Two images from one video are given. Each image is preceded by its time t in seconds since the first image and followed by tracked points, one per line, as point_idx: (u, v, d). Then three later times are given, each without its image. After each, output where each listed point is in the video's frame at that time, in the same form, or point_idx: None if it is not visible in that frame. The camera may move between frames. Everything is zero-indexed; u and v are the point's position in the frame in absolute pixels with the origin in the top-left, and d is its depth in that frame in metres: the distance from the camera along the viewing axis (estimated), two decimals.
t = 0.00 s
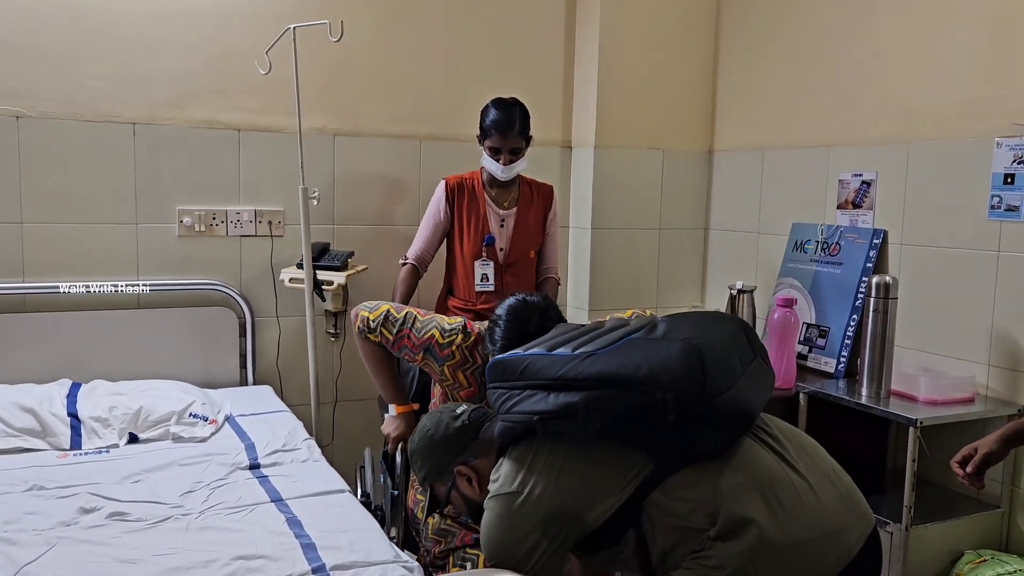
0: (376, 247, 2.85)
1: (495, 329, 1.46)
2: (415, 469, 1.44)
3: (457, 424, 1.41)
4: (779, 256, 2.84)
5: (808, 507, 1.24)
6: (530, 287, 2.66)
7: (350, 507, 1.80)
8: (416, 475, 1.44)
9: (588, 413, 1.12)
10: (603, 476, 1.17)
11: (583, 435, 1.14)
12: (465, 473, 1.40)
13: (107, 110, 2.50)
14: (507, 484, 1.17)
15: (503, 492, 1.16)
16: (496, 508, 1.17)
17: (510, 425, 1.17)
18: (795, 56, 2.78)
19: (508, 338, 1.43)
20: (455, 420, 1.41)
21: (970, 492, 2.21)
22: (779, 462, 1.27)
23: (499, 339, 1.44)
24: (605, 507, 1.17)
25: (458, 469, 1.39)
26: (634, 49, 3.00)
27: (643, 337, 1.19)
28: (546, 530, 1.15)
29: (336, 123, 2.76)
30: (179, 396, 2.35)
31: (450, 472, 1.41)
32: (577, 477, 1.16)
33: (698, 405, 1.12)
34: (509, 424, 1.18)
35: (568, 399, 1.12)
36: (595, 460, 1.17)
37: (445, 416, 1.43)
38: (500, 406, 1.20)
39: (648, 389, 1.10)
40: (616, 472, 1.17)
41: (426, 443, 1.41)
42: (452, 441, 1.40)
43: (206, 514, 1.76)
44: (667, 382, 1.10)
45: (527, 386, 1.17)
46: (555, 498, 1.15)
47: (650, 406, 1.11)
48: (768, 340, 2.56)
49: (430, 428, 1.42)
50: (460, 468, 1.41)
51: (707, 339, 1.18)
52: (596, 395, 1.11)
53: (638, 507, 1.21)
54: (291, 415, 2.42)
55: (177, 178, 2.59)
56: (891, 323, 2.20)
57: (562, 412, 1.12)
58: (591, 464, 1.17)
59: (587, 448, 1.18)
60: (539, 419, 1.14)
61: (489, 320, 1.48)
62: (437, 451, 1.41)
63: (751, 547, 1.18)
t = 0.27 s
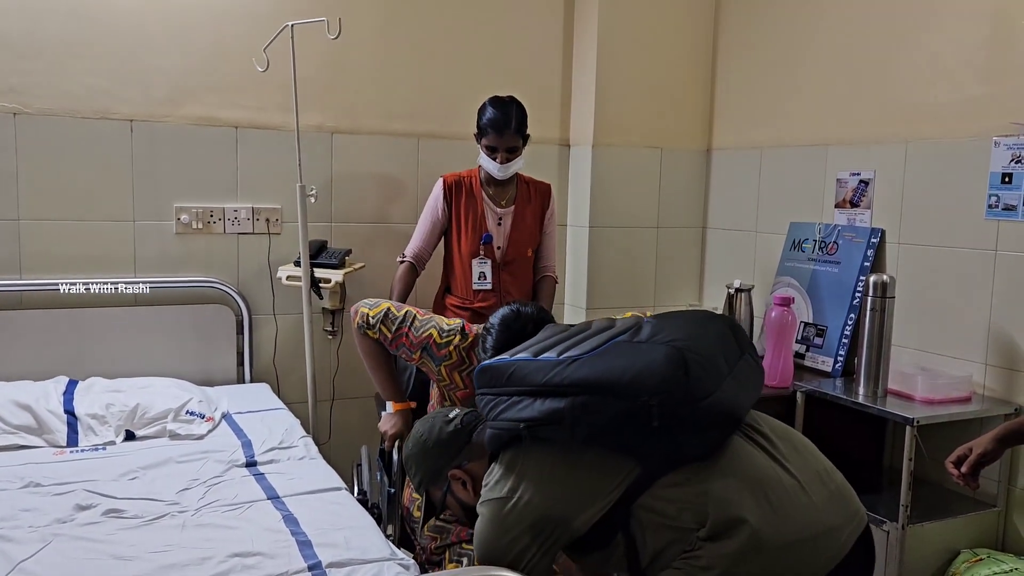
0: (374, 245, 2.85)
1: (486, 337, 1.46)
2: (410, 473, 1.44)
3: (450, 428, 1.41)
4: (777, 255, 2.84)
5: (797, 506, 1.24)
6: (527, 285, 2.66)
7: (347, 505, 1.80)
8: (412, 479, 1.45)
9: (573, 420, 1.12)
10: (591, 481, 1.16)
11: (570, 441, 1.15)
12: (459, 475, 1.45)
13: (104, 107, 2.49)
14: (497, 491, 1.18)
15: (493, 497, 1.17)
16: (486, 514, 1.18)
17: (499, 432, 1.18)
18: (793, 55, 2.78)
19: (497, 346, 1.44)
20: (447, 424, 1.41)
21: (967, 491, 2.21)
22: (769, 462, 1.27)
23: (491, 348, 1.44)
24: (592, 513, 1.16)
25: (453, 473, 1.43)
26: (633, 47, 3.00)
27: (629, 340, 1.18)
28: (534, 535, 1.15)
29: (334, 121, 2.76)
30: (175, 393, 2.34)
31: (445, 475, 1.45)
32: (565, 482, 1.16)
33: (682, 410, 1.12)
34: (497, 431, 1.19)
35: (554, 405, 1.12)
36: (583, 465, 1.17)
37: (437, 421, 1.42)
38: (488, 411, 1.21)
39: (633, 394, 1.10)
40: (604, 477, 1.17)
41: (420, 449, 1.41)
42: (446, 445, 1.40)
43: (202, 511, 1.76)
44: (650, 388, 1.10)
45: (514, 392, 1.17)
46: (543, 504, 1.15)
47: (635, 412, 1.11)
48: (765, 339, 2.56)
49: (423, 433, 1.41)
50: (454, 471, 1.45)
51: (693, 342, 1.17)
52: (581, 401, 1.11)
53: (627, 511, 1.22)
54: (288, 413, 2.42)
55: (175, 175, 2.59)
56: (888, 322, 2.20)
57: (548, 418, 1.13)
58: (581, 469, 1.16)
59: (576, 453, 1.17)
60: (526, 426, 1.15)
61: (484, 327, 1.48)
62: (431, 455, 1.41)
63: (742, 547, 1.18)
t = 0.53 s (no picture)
0: (372, 242, 2.85)
1: (486, 340, 1.46)
2: (410, 476, 1.42)
3: (446, 428, 1.38)
4: (776, 253, 2.84)
5: (787, 504, 1.24)
6: (526, 283, 2.66)
7: (345, 501, 1.80)
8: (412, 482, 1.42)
9: (561, 425, 1.11)
10: (582, 484, 1.15)
11: (560, 445, 1.14)
12: (457, 476, 1.47)
13: (102, 102, 2.49)
14: (488, 492, 1.19)
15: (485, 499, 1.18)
16: (478, 515, 1.18)
17: (490, 437, 1.18)
18: (792, 52, 2.78)
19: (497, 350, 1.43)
20: (444, 424, 1.39)
21: (965, 489, 2.21)
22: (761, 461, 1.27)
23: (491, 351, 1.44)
24: (582, 515, 1.15)
25: (450, 473, 1.45)
26: (632, 45, 2.99)
27: (619, 341, 1.17)
28: (524, 536, 1.16)
29: (334, 117, 2.76)
30: (174, 389, 2.34)
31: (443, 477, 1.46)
32: (555, 485, 1.16)
33: (670, 414, 1.11)
34: (489, 435, 1.18)
35: (542, 410, 1.12)
36: (573, 468, 1.16)
37: (434, 422, 1.40)
38: (480, 416, 1.20)
39: (619, 399, 1.09)
40: (595, 480, 1.16)
41: (417, 450, 1.38)
42: (442, 446, 1.38)
43: (200, 507, 1.75)
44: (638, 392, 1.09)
45: (504, 396, 1.17)
46: (533, 505, 1.15)
47: (623, 417, 1.10)
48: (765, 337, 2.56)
49: (421, 434, 1.39)
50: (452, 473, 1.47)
51: (683, 343, 1.16)
52: (569, 405, 1.10)
53: (617, 513, 1.22)
54: (286, 409, 2.41)
55: (173, 171, 2.59)
56: (887, 319, 2.20)
57: (537, 423, 1.12)
58: (573, 471, 1.16)
59: (567, 456, 1.17)
60: (516, 431, 1.15)
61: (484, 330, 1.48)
62: (428, 456, 1.38)
63: (733, 546, 1.18)
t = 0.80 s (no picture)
0: (372, 237, 2.85)
1: (488, 340, 1.46)
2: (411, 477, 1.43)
3: (444, 428, 1.38)
4: (775, 248, 2.84)
5: (779, 499, 1.24)
6: (525, 277, 2.66)
7: (345, 494, 1.80)
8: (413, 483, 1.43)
9: (551, 425, 1.12)
10: (574, 483, 1.16)
11: (551, 444, 1.15)
12: (456, 475, 1.43)
13: (101, 96, 2.49)
14: (482, 492, 1.18)
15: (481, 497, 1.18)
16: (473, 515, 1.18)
17: (483, 438, 1.18)
18: (791, 47, 2.78)
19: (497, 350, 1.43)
20: (442, 424, 1.38)
21: (963, 483, 2.22)
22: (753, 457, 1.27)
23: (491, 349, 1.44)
24: (575, 514, 1.15)
25: (449, 471, 1.41)
26: (631, 40, 2.99)
27: (607, 339, 1.18)
28: (518, 535, 1.16)
29: (333, 112, 2.76)
30: (173, 383, 2.34)
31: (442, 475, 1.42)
32: (549, 484, 1.16)
33: (659, 412, 1.12)
34: (482, 436, 1.18)
35: (533, 410, 1.12)
36: (566, 466, 1.17)
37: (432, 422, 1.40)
38: (472, 417, 1.21)
39: (607, 398, 1.10)
40: (587, 478, 1.16)
41: (416, 451, 1.39)
42: (441, 445, 1.38)
43: (200, 500, 1.75)
44: (626, 391, 1.09)
45: (495, 397, 1.17)
46: (527, 504, 1.15)
47: (612, 415, 1.11)
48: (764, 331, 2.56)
49: (421, 434, 1.39)
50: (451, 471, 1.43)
51: (670, 340, 1.16)
52: (558, 405, 1.11)
53: (610, 510, 1.22)
54: (285, 403, 2.42)
55: (172, 166, 2.59)
56: (886, 314, 2.21)
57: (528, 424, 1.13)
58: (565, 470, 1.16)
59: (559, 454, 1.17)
60: (508, 431, 1.15)
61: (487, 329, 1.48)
62: (427, 456, 1.38)
63: (724, 540, 1.17)
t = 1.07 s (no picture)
0: (370, 234, 2.85)
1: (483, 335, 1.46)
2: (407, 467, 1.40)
3: (441, 419, 1.35)
4: (773, 245, 2.84)
5: (778, 488, 1.24)
6: (524, 274, 2.66)
7: (344, 489, 1.80)
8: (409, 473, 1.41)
9: (553, 400, 1.11)
10: (575, 460, 1.15)
11: (551, 423, 1.14)
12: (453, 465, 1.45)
13: (99, 92, 2.48)
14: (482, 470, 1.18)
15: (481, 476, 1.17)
16: (473, 494, 1.18)
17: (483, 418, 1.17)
18: (790, 44, 2.78)
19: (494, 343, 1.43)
20: (440, 413, 1.35)
21: (962, 479, 2.22)
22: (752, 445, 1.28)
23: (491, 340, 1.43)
24: (578, 493, 1.15)
25: (446, 461, 1.43)
26: (630, 37, 3.00)
27: (609, 320, 1.19)
28: (518, 514, 1.14)
29: (331, 109, 2.76)
30: (172, 379, 2.34)
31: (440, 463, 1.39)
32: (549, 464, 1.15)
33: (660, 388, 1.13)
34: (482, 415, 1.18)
35: (534, 386, 1.12)
36: (567, 443, 1.16)
37: (429, 412, 1.37)
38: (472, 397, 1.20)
39: (610, 372, 1.10)
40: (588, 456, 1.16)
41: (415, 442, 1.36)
42: (440, 435, 1.36)
43: (199, 495, 1.75)
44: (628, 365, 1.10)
45: (496, 375, 1.17)
46: (528, 482, 1.14)
47: (613, 390, 1.11)
48: (763, 328, 2.56)
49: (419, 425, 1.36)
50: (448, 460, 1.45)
51: (671, 320, 1.18)
52: (560, 380, 1.11)
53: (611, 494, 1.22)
54: (284, 400, 2.41)
55: (171, 162, 2.58)
56: (884, 310, 2.21)
57: (529, 399, 1.13)
58: (564, 450, 1.16)
59: (559, 435, 1.17)
60: (509, 408, 1.14)
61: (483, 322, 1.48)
62: (423, 446, 1.36)
63: (721, 526, 1.17)
